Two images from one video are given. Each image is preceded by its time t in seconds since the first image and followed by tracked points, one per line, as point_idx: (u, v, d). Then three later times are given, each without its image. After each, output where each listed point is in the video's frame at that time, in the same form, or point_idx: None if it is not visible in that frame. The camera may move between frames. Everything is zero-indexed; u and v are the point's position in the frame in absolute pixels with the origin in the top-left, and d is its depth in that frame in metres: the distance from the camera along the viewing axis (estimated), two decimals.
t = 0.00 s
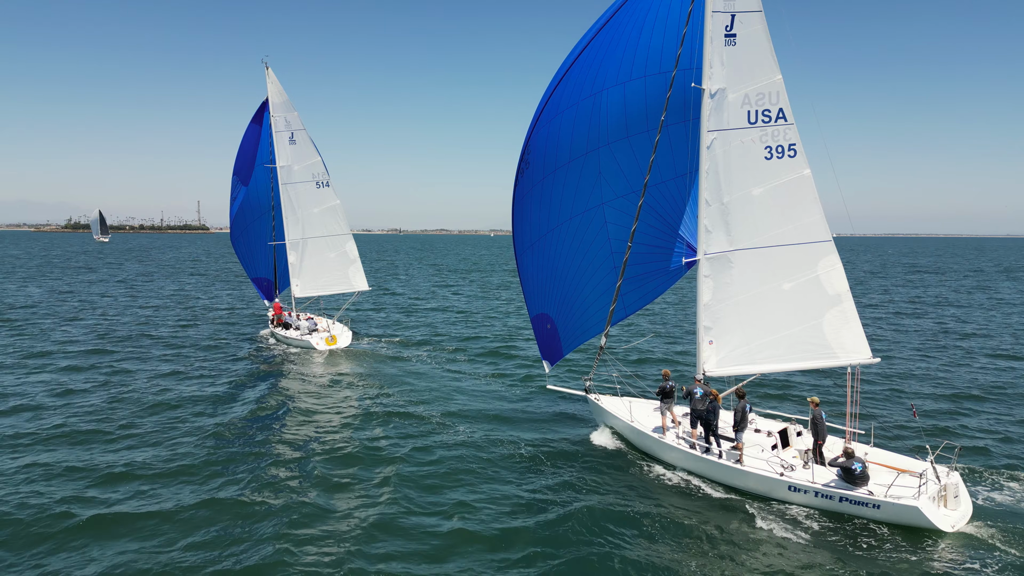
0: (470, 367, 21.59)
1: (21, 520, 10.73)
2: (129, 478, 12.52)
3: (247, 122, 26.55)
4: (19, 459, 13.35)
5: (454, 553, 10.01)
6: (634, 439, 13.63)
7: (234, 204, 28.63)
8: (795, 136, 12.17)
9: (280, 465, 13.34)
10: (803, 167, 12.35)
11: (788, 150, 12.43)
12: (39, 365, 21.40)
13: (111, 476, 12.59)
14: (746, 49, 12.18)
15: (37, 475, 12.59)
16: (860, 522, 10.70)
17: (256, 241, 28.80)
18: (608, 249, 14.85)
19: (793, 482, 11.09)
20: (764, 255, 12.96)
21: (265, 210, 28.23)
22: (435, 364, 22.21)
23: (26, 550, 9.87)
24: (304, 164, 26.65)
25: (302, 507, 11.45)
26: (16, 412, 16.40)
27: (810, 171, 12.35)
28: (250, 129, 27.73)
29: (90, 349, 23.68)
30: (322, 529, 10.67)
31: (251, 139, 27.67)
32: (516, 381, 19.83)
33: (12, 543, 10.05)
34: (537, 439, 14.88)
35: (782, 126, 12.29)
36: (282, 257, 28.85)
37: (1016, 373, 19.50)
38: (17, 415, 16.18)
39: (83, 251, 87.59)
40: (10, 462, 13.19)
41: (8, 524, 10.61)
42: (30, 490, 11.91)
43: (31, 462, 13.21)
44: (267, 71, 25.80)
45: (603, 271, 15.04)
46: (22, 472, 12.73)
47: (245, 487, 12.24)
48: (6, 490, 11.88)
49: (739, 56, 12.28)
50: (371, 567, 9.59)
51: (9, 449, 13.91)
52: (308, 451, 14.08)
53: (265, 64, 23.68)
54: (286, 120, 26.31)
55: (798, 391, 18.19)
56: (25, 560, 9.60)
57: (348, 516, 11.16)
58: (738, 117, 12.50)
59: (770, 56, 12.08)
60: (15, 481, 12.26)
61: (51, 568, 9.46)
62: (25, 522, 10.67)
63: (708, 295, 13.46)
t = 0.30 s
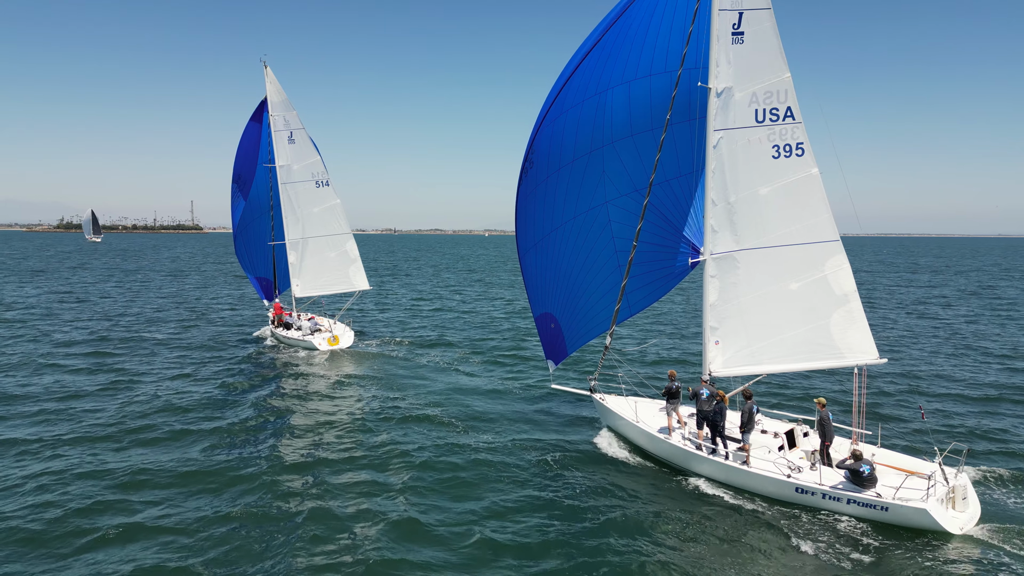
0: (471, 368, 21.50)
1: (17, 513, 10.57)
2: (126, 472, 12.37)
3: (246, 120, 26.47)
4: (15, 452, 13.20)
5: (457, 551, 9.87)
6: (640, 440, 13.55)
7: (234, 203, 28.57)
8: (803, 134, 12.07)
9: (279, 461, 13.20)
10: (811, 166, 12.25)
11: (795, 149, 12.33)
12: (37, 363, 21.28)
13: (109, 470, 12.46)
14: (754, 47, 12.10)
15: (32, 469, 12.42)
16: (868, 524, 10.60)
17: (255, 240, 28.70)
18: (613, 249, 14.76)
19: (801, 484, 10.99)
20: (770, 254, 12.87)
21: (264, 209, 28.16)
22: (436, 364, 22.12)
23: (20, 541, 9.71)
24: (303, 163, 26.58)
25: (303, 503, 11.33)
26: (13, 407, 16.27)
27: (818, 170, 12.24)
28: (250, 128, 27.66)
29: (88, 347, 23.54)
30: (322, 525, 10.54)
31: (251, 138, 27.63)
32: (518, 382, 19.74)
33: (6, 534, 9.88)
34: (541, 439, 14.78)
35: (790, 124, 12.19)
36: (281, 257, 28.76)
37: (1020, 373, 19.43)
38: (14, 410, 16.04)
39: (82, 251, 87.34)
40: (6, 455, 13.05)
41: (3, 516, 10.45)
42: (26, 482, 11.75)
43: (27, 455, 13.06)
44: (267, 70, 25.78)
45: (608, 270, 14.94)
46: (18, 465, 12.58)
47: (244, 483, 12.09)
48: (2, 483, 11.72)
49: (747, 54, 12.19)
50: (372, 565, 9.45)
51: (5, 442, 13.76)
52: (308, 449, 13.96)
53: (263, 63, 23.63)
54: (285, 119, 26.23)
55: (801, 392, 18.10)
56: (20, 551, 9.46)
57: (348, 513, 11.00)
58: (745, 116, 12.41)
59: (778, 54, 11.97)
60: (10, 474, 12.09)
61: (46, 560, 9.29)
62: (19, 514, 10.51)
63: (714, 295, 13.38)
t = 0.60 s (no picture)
0: (474, 368, 21.48)
1: (19, 519, 10.54)
2: (130, 475, 12.41)
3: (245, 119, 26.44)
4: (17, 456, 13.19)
5: (462, 556, 9.85)
6: (644, 441, 13.54)
7: (234, 202, 28.52)
8: (809, 134, 12.00)
9: (282, 464, 13.20)
10: (818, 166, 12.17)
11: (801, 148, 12.26)
12: (39, 364, 21.28)
13: (111, 475, 12.44)
14: (758, 47, 12.03)
15: (34, 473, 12.40)
16: (875, 526, 10.55)
17: (255, 240, 28.66)
18: (615, 250, 14.71)
19: (807, 487, 10.95)
20: (775, 255, 12.81)
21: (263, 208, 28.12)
22: (439, 364, 22.10)
23: (22, 549, 9.68)
24: (303, 162, 26.55)
25: (307, 507, 11.32)
26: (14, 409, 16.26)
27: (825, 170, 12.16)
28: (250, 127, 27.62)
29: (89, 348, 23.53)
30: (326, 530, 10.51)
31: (251, 137, 27.58)
32: (521, 382, 19.72)
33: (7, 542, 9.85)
34: (545, 440, 14.79)
35: (795, 124, 12.13)
36: (281, 256, 28.73)
37: None
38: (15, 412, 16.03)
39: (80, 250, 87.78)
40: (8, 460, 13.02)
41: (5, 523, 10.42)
42: (27, 487, 11.73)
43: (29, 460, 13.04)
44: (267, 68, 25.76)
45: (610, 272, 14.89)
46: (20, 469, 12.56)
47: (246, 487, 12.07)
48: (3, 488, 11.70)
49: (750, 54, 12.13)
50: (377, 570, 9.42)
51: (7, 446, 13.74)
52: (311, 451, 13.95)
53: (264, 62, 23.60)
54: (285, 118, 26.19)
55: (806, 392, 18.06)
56: (23, 558, 9.42)
57: (352, 517, 10.98)
58: (750, 116, 12.35)
59: (784, 54, 11.90)
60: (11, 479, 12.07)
61: (49, 568, 9.26)
62: (21, 520, 10.48)
63: (719, 296, 13.34)
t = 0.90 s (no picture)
0: (475, 368, 21.44)
1: (18, 523, 10.53)
2: (133, 477, 12.44)
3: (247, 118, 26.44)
4: (18, 459, 13.19)
5: (463, 559, 9.83)
6: (647, 442, 13.52)
7: (235, 201, 28.51)
8: (811, 134, 11.96)
9: (283, 466, 13.19)
10: (819, 166, 12.13)
11: (803, 148, 12.22)
12: (40, 364, 21.31)
13: (110, 478, 12.43)
14: (759, 46, 11.98)
15: (34, 476, 12.40)
16: (879, 526, 10.52)
17: (255, 239, 28.63)
18: (615, 250, 14.68)
19: (811, 488, 10.93)
20: (777, 255, 12.77)
21: (264, 208, 28.10)
22: (441, 365, 22.08)
23: (21, 554, 9.66)
24: (304, 162, 26.53)
25: (307, 510, 11.30)
26: (14, 411, 16.26)
27: (826, 170, 12.12)
28: (250, 127, 27.61)
29: (89, 348, 23.55)
30: (327, 532, 10.51)
31: (252, 136, 27.57)
32: (524, 382, 19.69)
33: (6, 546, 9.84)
34: (547, 440, 14.77)
35: (797, 124, 12.08)
36: (281, 256, 28.70)
37: None
38: (15, 414, 16.01)
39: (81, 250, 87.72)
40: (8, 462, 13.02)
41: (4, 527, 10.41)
42: (27, 491, 11.71)
43: (29, 463, 13.04)
44: (267, 67, 25.76)
45: (611, 273, 14.85)
46: (20, 472, 12.55)
47: (246, 490, 12.06)
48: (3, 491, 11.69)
49: (751, 54, 12.09)
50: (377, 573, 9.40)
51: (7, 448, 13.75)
52: (312, 452, 13.93)
53: (266, 61, 23.61)
54: (286, 117, 26.20)
55: (809, 392, 18.02)
56: (22, 563, 9.41)
57: (354, 519, 10.96)
58: (751, 116, 12.31)
59: (784, 54, 11.86)
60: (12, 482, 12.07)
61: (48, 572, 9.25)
62: (22, 524, 10.48)
63: (721, 297, 13.30)
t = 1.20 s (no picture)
0: (477, 368, 21.45)
1: (17, 523, 10.51)
2: (136, 476, 12.47)
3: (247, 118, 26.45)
4: (18, 460, 13.16)
5: (467, 559, 9.80)
6: (649, 442, 13.52)
7: (230, 201, 28.29)
8: (811, 133, 11.94)
9: (283, 466, 13.16)
10: (820, 166, 12.11)
11: (803, 148, 12.21)
12: (39, 365, 21.28)
13: (110, 479, 12.39)
14: (760, 46, 11.96)
15: (33, 477, 12.36)
16: (882, 526, 10.51)
17: (255, 239, 28.62)
18: (613, 250, 14.70)
19: (814, 488, 10.91)
20: (778, 255, 12.77)
21: (263, 207, 28.08)
22: (442, 365, 22.08)
23: (23, 552, 9.69)
24: (304, 162, 26.54)
25: (308, 510, 11.25)
26: (13, 414, 16.23)
27: (827, 169, 12.10)
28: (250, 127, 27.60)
29: (89, 349, 23.54)
30: (329, 532, 10.48)
31: (250, 135, 27.41)
32: (525, 382, 19.69)
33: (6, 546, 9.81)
34: (549, 440, 14.79)
35: (797, 123, 12.07)
36: (281, 256, 28.69)
37: None
38: (14, 416, 16.00)
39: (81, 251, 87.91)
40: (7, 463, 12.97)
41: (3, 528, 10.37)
42: (26, 492, 11.68)
43: (29, 464, 13.03)
44: (268, 66, 25.70)
45: (612, 273, 14.84)
46: (19, 474, 12.52)
47: (247, 489, 12.05)
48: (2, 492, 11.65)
49: (752, 54, 12.07)
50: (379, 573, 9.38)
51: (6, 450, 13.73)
52: (313, 451, 13.92)
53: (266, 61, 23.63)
54: (286, 118, 26.22)
55: (811, 392, 18.01)
56: (23, 562, 9.42)
57: (356, 519, 10.96)
58: (752, 116, 12.30)
59: (785, 54, 11.85)
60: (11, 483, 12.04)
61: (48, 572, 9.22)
62: (25, 523, 10.51)
63: (723, 297, 13.30)
